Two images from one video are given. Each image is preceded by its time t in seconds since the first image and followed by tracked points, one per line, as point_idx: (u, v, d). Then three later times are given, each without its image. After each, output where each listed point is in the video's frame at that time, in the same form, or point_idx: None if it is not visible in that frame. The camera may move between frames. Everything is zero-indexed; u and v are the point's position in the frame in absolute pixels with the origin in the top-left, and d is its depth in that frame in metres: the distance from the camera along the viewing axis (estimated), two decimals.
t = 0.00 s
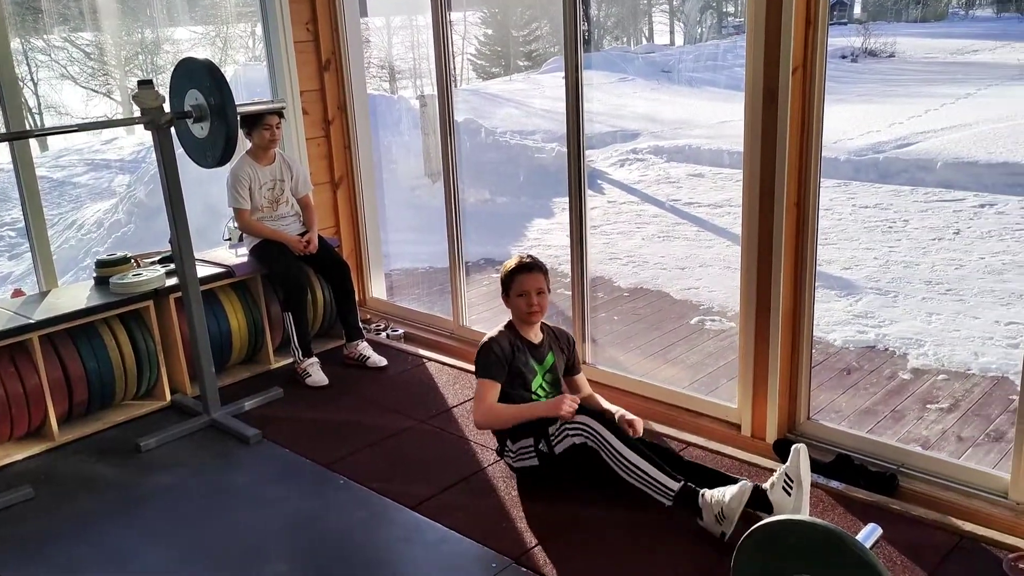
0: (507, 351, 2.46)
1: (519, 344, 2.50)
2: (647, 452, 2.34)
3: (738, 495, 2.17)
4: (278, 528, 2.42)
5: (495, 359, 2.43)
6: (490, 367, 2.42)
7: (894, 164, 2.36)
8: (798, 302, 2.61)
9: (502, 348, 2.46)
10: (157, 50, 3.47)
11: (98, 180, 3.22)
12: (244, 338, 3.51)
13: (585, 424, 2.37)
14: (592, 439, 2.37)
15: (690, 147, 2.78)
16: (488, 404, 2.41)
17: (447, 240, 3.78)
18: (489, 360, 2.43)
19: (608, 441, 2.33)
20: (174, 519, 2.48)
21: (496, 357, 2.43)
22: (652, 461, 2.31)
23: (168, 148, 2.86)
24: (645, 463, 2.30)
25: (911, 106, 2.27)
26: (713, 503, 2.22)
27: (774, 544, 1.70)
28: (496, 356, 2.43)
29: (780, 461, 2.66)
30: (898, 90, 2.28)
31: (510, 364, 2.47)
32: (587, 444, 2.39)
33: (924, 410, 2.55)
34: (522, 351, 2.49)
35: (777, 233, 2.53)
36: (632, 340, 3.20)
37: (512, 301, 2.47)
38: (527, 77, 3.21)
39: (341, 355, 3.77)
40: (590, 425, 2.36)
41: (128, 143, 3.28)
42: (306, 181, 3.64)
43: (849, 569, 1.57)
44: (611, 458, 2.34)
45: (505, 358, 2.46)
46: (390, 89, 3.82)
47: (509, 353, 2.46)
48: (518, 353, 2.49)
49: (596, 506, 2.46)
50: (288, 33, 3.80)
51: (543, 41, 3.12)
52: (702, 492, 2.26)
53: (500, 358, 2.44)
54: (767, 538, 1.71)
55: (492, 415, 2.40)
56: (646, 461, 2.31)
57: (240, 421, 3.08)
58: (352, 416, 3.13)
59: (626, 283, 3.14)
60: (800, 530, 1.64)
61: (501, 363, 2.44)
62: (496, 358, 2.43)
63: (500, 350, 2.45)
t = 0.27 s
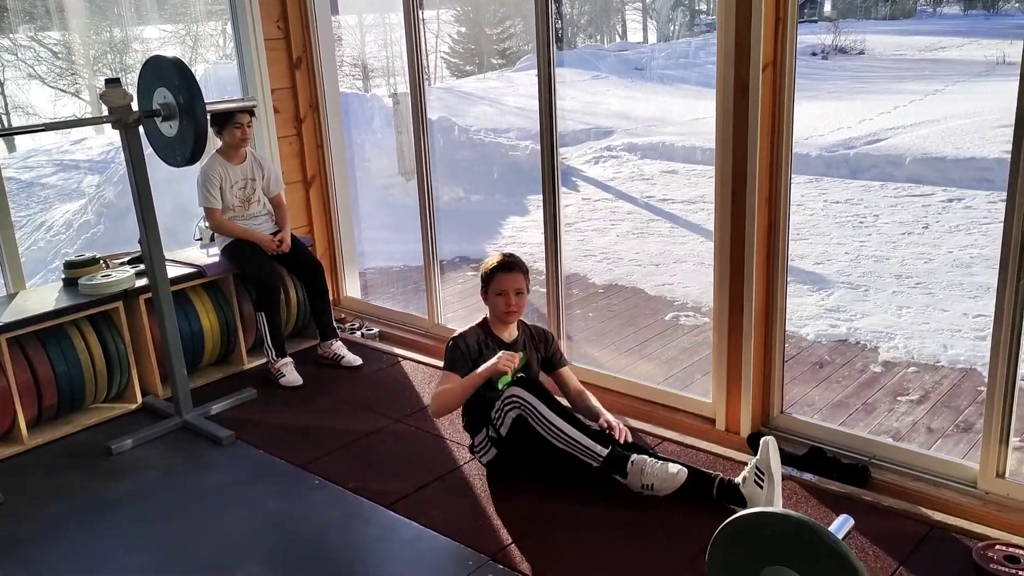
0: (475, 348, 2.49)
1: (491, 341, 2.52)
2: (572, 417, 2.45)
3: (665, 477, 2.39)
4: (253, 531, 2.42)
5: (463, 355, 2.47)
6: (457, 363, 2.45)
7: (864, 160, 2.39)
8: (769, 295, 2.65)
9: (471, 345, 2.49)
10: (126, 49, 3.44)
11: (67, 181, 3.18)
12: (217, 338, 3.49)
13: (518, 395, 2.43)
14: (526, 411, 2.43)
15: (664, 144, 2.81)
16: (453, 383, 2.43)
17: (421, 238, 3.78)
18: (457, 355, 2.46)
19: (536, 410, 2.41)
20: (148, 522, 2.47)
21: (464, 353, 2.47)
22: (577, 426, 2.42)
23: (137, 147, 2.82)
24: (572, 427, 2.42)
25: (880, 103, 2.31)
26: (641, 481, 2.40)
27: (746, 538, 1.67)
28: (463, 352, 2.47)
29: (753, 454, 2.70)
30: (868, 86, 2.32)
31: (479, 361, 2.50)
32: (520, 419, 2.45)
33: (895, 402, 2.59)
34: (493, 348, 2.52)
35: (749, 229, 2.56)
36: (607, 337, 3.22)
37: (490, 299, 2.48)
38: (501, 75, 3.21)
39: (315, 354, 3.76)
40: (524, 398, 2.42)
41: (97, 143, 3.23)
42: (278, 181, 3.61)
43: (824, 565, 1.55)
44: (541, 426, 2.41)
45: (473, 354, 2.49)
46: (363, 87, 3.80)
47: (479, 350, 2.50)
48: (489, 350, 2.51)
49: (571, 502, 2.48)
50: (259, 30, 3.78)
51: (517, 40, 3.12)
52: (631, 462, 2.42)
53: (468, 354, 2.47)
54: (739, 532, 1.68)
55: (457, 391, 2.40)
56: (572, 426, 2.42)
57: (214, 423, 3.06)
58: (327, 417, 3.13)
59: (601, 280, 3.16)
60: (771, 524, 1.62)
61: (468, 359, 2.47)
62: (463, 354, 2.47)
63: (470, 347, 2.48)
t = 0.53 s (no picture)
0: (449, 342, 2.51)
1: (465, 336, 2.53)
2: (507, 409, 2.46)
3: (591, 473, 2.45)
4: (228, 530, 2.40)
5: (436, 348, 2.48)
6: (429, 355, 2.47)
7: (836, 154, 2.43)
8: (743, 287, 2.67)
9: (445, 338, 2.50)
10: (94, 45, 3.39)
11: (35, 180, 3.14)
12: (189, 337, 3.45)
13: (455, 391, 2.44)
14: (464, 407, 2.45)
15: (639, 139, 2.82)
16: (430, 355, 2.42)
17: (395, 235, 3.77)
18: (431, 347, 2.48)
19: (471, 405, 2.43)
20: (120, 523, 2.44)
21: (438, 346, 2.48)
22: (509, 419, 2.44)
23: (105, 143, 2.78)
24: (502, 421, 2.42)
25: (851, 97, 2.34)
26: (568, 474, 2.47)
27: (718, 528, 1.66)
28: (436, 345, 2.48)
29: (728, 446, 2.72)
30: (840, 80, 2.34)
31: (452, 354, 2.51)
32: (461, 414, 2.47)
33: (867, 392, 2.69)
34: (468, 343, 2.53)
35: (722, 220, 2.58)
36: (583, 331, 3.24)
37: (467, 294, 2.48)
38: (476, 70, 3.20)
39: (289, 352, 3.74)
40: (460, 393, 2.43)
41: (66, 141, 3.19)
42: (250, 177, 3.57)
43: (797, 550, 1.54)
44: (476, 419, 2.44)
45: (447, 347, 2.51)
46: (337, 82, 3.77)
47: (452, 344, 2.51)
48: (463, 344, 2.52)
49: (547, 497, 2.50)
50: (228, 25, 3.73)
51: (491, 35, 3.11)
52: (559, 456, 2.48)
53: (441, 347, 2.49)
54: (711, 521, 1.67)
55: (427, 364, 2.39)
56: (504, 419, 2.43)
57: (187, 422, 3.03)
58: (302, 415, 3.11)
59: (577, 274, 3.18)
60: (743, 510, 1.61)
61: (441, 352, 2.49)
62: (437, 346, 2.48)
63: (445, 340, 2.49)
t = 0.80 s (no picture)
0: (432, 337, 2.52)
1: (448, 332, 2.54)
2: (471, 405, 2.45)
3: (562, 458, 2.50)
4: (203, 529, 2.38)
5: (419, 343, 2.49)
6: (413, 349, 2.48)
7: (809, 147, 2.45)
8: (718, 280, 2.69)
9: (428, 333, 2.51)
10: (63, 41, 3.36)
11: (4, 178, 3.10)
12: (161, 335, 3.41)
13: (418, 395, 2.45)
14: (428, 410, 2.45)
15: (614, 133, 2.83)
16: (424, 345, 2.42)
17: (370, 231, 3.75)
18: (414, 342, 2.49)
19: (432, 407, 2.44)
20: (93, 523, 2.42)
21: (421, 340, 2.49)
22: (471, 418, 2.43)
23: (73, 139, 2.75)
24: (462, 421, 2.42)
25: (824, 91, 2.36)
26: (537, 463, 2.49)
27: (696, 520, 1.67)
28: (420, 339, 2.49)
29: (705, 438, 2.74)
30: (812, 74, 2.37)
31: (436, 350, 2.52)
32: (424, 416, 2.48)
33: (840, 383, 2.73)
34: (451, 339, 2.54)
35: (697, 212, 2.60)
36: (560, 326, 3.26)
37: (449, 290, 2.49)
38: (451, 66, 3.19)
39: (264, 350, 3.71)
40: (421, 397, 2.44)
41: (35, 138, 3.15)
42: (222, 174, 3.54)
43: (774, 545, 1.56)
44: (439, 421, 2.44)
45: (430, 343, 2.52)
46: (311, 78, 3.75)
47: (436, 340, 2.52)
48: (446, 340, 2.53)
49: (525, 491, 2.50)
50: (199, 20, 3.69)
51: (465, 30, 3.10)
52: (524, 449, 2.50)
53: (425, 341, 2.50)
54: (690, 513, 1.67)
55: (431, 351, 2.40)
56: (466, 416, 2.42)
57: (160, 421, 3.00)
58: (278, 413, 3.08)
59: (553, 269, 3.19)
60: (724, 505, 1.61)
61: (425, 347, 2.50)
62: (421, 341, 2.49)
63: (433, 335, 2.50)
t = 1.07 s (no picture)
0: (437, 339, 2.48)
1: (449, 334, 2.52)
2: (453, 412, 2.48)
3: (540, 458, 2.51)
4: (182, 528, 2.37)
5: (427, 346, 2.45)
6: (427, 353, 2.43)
7: (784, 141, 2.49)
8: (695, 274, 2.70)
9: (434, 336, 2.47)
10: (36, 38, 3.34)
11: None
12: (137, 334, 3.39)
13: (400, 399, 2.47)
14: (410, 414, 2.48)
15: (592, 128, 2.85)
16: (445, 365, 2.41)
17: (348, 228, 3.74)
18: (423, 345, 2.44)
19: (413, 411, 2.46)
20: (70, 524, 2.40)
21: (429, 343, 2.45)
22: (455, 423, 2.46)
23: (45, 137, 2.72)
24: (445, 427, 2.45)
25: (800, 85, 2.39)
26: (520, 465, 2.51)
27: (674, 513, 1.66)
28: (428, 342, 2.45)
29: (683, 431, 2.77)
30: (788, 69, 2.40)
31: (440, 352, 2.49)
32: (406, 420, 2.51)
33: (816, 374, 2.78)
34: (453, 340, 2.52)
35: (674, 206, 2.61)
36: (539, 321, 3.29)
37: (449, 291, 2.47)
38: (428, 62, 3.18)
39: (242, 348, 3.69)
40: (403, 402, 2.46)
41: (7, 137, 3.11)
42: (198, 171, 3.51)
43: (753, 535, 1.58)
44: (421, 425, 2.48)
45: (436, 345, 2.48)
46: (288, 74, 3.73)
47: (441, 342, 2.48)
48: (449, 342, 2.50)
49: (505, 486, 2.51)
50: (172, 16, 3.67)
51: (443, 26, 3.10)
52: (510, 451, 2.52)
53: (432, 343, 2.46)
54: (669, 506, 1.67)
55: (469, 390, 2.39)
56: (448, 423, 2.46)
57: (137, 421, 2.98)
58: (256, 412, 3.07)
59: (532, 264, 3.22)
60: (702, 498, 1.62)
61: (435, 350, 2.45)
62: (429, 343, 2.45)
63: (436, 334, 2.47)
